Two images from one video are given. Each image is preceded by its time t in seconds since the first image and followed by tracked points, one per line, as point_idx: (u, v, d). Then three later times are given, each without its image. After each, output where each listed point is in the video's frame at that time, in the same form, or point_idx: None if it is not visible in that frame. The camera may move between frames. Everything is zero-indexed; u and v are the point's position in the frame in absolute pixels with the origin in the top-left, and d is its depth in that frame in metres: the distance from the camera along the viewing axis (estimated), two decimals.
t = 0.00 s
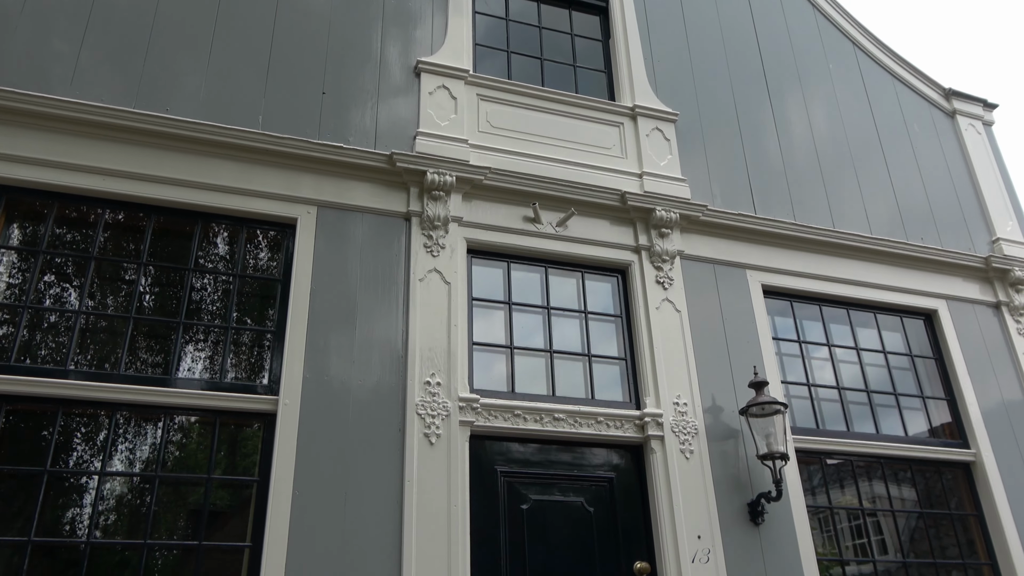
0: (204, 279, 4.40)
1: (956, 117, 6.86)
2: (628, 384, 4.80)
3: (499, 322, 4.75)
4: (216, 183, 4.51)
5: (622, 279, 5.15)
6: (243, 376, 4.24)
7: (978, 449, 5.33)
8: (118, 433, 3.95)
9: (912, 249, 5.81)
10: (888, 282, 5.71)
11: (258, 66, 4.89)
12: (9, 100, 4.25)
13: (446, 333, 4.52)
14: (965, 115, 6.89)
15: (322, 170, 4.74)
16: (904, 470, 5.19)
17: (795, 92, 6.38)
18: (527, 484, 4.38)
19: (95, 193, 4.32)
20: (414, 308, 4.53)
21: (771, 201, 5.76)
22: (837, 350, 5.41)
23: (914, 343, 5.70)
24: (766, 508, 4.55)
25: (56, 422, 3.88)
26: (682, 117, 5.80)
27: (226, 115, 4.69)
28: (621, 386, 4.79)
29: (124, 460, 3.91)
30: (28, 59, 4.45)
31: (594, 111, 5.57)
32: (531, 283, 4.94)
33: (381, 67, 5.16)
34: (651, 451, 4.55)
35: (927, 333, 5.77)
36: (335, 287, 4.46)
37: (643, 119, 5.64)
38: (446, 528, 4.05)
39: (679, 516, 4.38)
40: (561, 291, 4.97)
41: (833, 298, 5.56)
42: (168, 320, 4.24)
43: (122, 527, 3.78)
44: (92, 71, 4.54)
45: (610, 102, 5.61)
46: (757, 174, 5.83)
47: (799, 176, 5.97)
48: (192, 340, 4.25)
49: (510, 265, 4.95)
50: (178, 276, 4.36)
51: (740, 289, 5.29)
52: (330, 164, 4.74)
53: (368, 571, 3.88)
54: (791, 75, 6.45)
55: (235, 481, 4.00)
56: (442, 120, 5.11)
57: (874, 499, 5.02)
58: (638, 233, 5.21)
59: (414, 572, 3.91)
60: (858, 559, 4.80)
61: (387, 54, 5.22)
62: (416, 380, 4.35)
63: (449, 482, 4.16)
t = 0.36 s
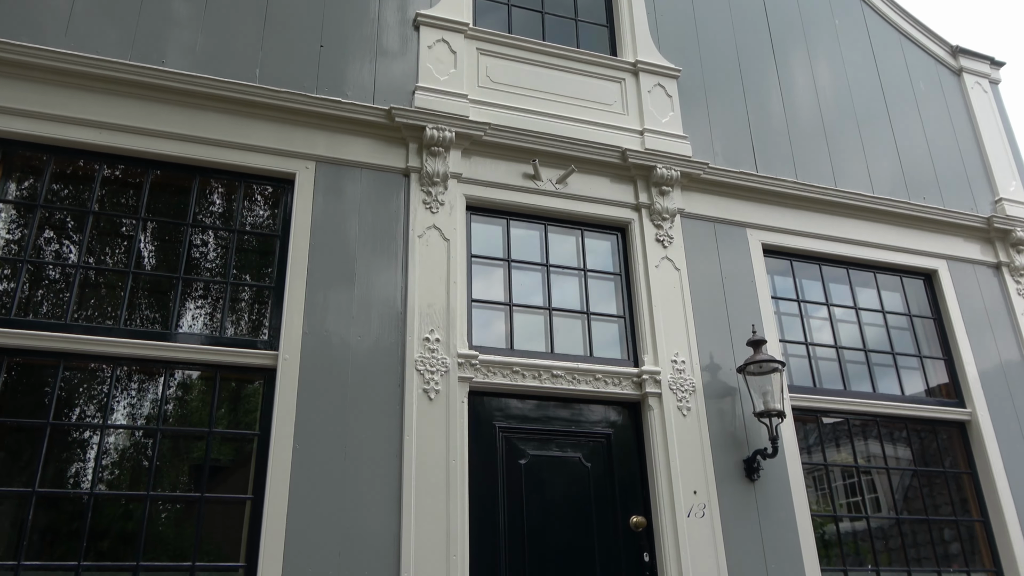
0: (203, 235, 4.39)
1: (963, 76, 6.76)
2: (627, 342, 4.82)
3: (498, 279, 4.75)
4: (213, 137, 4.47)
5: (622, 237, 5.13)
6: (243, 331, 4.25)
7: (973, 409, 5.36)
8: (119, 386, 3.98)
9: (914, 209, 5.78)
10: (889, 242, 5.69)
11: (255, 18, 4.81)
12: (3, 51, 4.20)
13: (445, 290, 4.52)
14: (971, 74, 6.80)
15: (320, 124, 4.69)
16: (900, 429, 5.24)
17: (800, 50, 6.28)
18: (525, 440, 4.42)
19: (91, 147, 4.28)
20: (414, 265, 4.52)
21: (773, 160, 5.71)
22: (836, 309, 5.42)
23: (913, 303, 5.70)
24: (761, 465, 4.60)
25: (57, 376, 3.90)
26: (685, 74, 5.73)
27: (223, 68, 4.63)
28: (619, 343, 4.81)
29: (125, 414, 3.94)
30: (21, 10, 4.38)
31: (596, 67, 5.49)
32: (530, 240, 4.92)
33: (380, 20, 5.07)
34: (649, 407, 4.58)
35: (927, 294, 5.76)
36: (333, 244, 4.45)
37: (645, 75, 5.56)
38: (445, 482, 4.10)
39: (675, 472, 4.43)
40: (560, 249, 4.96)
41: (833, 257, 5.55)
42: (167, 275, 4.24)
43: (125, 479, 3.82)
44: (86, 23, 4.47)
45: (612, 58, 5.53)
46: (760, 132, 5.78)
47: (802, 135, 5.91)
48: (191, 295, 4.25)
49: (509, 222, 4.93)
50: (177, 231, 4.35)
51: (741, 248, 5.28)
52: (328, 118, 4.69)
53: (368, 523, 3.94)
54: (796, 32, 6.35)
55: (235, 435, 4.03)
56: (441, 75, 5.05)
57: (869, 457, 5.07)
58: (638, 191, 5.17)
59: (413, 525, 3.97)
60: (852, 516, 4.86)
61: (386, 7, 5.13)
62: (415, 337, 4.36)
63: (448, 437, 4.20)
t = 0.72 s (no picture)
0: (202, 191, 4.37)
1: (971, 32, 6.66)
2: (627, 300, 4.83)
3: (499, 236, 4.74)
4: (211, 92, 4.43)
5: (623, 195, 5.11)
6: (243, 287, 4.26)
7: (971, 367, 5.39)
8: (121, 342, 4.00)
9: (918, 167, 5.74)
10: (892, 201, 5.67)
11: None
12: None
13: (446, 247, 4.52)
14: (980, 30, 6.69)
15: (319, 79, 4.64)
16: (897, 387, 5.27)
17: (806, 5, 6.18)
18: (525, 396, 4.46)
19: (88, 101, 4.25)
20: (414, 221, 4.51)
21: (777, 118, 5.66)
22: (836, 268, 5.42)
23: (915, 263, 5.69)
24: (759, 422, 4.64)
25: (60, 331, 3.92)
26: (689, 30, 5.64)
27: (220, 21, 4.57)
28: (620, 302, 4.83)
29: (127, 369, 3.97)
30: None
31: (599, 21, 5.41)
32: (531, 198, 4.90)
33: None
34: (648, 365, 4.61)
35: (928, 253, 5.76)
36: (334, 201, 4.43)
37: (649, 30, 5.48)
38: (445, 437, 4.14)
39: (673, 428, 4.48)
40: (561, 206, 4.95)
41: (835, 216, 5.53)
42: (167, 231, 4.23)
43: (129, 433, 3.87)
44: None
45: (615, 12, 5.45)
46: (764, 89, 5.71)
47: (807, 92, 5.84)
48: (192, 252, 4.25)
49: (510, 180, 4.90)
50: (176, 187, 4.33)
51: (742, 207, 5.26)
52: (327, 73, 4.64)
53: (370, 477, 3.99)
54: None
55: (237, 391, 4.07)
56: (442, 29, 4.97)
57: (866, 414, 5.11)
58: (640, 149, 5.14)
59: (414, 479, 4.02)
60: (848, 472, 4.92)
61: None
62: (416, 294, 4.37)
63: (448, 393, 4.23)
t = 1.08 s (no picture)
0: (202, 147, 4.35)
1: None
2: (629, 258, 4.83)
3: (500, 193, 4.73)
4: (209, 46, 4.38)
5: (626, 152, 5.07)
6: (245, 243, 4.26)
7: (972, 326, 5.40)
8: (124, 298, 4.02)
9: (924, 125, 5.68)
10: (897, 159, 5.62)
11: None
12: None
13: (447, 205, 4.51)
14: None
15: (318, 33, 4.59)
16: (898, 345, 5.29)
17: None
18: (526, 353, 4.48)
19: (85, 56, 4.20)
20: (415, 178, 4.49)
21: (782, 74, 5.58)
22: (840, 227, 5.40)
23: (918, 222, 5.67)
24: (758, 379, 4.67)
25: (63, 287, 3.93)
26: None
27: None
28: (621, 259, 4.82)
29: (131, 325, 3.99)
30: None
31: None
32: (532, 155, 4.87)
33: None
34: (649, 322, 4.62)
35: (932, 212, 5.73)
36: (334, 158, 4.41)
37: None
38: (447, 393, 4.17)
39: (673, 384, 4.50)
40: (563, 163, 4.92)
41: (840, 174, 5.49)
42: (168, 188, 4.22)
43: (133, 389, 3.91)
44: None
45: None
46: (770, 45, 5.63)
47: (813, 48, 5.76)
48: (193, 209, 4.25)
49: (512, 136, 4.87)
50: (176, 143, 4.31)
51: (746, 164, 5.22)
52: (326, 26, 4.58)
53: (372, 433, 4.03)
54: None
55: (241, 346, 4.10)
56: None
57: (865, 373, 5.14)
58: (644, 105, 5.08)
59: (416, 435, 4.06)
60: (846, 430, 4.96)
61: None
62: (417, 251, 4.37)
63: (450, 350, 4.25)
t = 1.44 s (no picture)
0: (199, 104, 4.31)
1: None
2: (630, 218, 4.81)
3: (501, 151, 4.69)
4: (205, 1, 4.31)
5: (628, 110, 5.03)
6: (244, 201, 4.24)
7: (973, 286, 5.40)
8: (124, 256, 4.01)
9: (930, 83, 5.61)
10: (902, 118, 5.56)
11: None
12: None
13: (447, 164, 4.48)
14: None
15: None
16: (898, 305, 5.29)
17: None
18: (527, 311, 4.48)
19: (79, 11, 4.15)
20: (415, 137, 4.45)
21: (787, 31, 5.50)
22: (842, 186, 5.37)
23: (922, 181, 5.63)
24: (758, 338, 4.67)
25: (62, 244, 3.93)
26: None
27: None
28: (623, 218, 4.81)
29: (131, 283, 3.99)
30: None
31: None
32: (533, 112, 4.83)
33: None
34: (649, 282, 4.62)
35: (936, 172, 5.68)
36: (332, 116, 4.36)
37: None
38: (448, 352, 4.18)
39: (674, 343, 4.51)
40: (564, 121, 4.87)
41: (843, 133, 5.44)
42: (166, 145, 4.19)
43: (136, 346, 3.92)
44: None
45: None
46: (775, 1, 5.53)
47: (819, 4, 5.66)
48: (192, 167, 4.22)
49: (512, 94, 4.82)
50: (173, 100, 4.26)
51: (749, 123, 5.17)
52: None
53: (373, 391, 4.05)
54: None
55: (242, 305, 4.11)
56: None
57: (865, 332, 5.15)
58: (646, 62, 5.02)
59: (417, 392, 4.08)
60: (845, 390, 4.99)
61: None
62: (417, 210, 4.35)
63: (450, 308, 4.25)
